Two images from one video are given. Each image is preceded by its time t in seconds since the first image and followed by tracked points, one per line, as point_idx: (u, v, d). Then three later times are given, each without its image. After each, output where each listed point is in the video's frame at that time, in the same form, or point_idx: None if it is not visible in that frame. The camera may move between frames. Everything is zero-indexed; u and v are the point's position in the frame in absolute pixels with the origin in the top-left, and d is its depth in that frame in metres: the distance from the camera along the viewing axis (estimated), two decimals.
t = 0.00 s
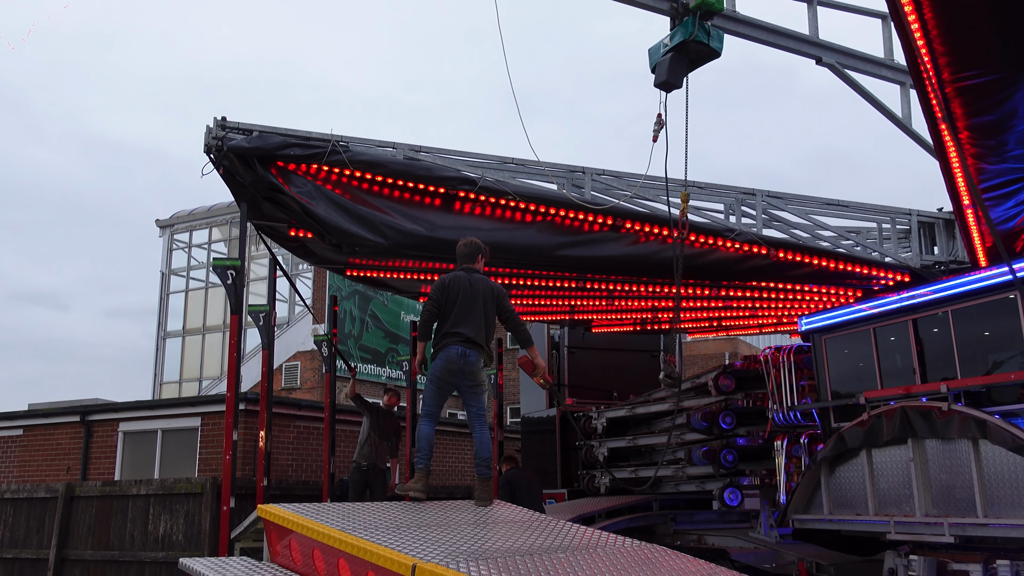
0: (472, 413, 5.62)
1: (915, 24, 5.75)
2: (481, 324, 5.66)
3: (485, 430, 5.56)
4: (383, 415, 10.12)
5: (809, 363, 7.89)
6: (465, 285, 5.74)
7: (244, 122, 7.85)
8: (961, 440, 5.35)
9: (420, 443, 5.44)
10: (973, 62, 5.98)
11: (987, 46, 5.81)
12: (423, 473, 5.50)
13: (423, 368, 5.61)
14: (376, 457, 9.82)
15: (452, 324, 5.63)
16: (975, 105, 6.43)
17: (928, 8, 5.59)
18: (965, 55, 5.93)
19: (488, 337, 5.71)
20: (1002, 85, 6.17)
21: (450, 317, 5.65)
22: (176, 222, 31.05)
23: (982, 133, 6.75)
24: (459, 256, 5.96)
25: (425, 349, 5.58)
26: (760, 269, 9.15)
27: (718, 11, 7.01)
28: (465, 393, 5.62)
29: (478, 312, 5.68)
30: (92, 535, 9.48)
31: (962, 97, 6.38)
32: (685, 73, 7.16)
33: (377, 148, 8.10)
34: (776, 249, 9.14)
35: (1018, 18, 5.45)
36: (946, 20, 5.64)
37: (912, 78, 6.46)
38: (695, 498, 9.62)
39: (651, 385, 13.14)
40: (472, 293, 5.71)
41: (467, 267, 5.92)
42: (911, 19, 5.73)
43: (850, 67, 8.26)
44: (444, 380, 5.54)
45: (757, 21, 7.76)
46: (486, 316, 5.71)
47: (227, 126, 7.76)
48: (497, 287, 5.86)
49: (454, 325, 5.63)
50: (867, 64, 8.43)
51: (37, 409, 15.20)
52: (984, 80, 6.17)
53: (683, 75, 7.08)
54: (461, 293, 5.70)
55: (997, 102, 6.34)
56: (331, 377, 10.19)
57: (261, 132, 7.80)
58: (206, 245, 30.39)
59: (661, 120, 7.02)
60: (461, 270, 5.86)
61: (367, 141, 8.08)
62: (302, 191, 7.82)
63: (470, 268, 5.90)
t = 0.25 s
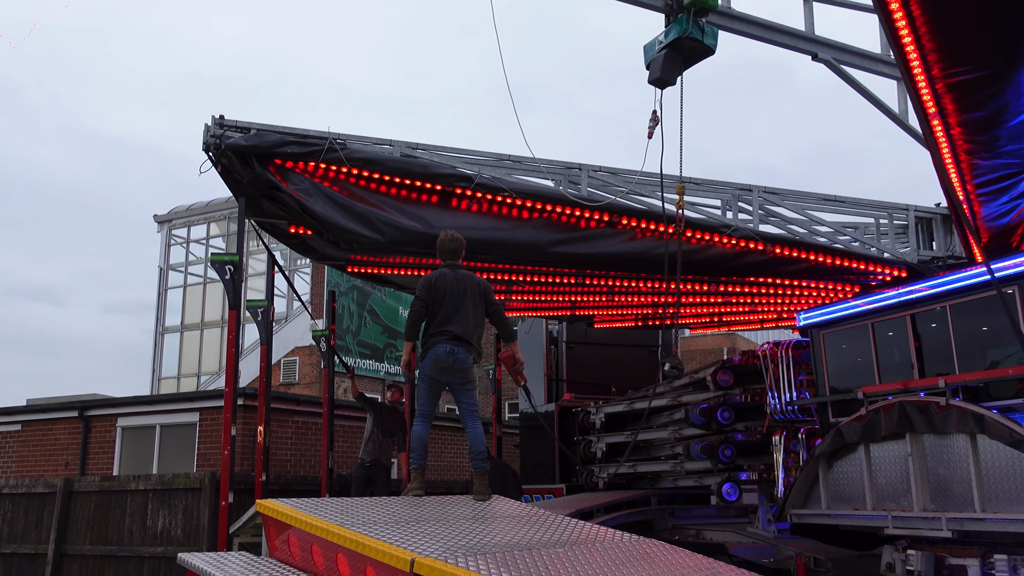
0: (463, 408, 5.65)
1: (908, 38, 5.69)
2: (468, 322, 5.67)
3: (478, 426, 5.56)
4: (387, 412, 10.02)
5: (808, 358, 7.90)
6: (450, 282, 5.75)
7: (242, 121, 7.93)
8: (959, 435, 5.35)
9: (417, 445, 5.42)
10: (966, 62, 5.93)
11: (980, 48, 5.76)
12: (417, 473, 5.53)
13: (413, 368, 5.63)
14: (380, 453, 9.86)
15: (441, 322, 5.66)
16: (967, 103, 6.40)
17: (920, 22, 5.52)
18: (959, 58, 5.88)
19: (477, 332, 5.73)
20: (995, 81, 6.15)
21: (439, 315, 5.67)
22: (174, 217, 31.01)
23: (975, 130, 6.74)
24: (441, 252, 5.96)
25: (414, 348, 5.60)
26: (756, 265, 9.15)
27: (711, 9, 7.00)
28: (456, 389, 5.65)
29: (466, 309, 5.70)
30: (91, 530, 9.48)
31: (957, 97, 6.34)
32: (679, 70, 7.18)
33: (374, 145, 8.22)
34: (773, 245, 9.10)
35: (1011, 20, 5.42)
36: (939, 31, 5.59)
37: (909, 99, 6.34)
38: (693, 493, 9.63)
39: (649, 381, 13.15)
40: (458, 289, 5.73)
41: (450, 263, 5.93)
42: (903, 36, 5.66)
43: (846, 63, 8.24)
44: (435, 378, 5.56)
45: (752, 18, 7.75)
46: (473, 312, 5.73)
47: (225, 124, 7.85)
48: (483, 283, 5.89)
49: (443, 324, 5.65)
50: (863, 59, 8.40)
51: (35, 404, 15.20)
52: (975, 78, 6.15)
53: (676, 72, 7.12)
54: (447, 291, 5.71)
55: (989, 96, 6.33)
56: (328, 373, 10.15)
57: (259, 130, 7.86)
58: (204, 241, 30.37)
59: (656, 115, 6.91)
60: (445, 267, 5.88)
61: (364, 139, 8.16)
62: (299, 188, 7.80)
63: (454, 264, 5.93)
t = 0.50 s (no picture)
0: (449, 403, 5.68)
1: (898, 39, 5.69)
2: (447, 315, 5.66)
3: (466, 416, 5.62)
4: (386, 408, 10.02)
5: (806, 353, 7.85)
6: (427, 276, 5.75)
7: (240, 119, 7.89)
8: (956, 430, 5.36)
9: (411, 442, 5.43)
10: (959, 58, 5.92)
11: (972, 43, 5.75)
12: (414, 468, 5.53)
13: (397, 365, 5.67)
14: (380, 449, 9.87)
15: (420, 317, 5.67)
16: (958, 97, 6.44)
17: (910, 24, 5.52)
18: (951, 55, 5.88)
19: (458, 324, 5.71)
20: (987, 75, 6.16)
21: (417, 311, 5.69)
22: (172, 213, 30.96)
23: (966, 122, 6.79)
24: (418, 247, 5.96)
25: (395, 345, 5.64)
26: (752, 261, 9.16)
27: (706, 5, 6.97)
28: (441, 383, 5.65)
29: (444, 301, 5.69)
30: (89, 526, 9.48)
31: (949, 91, 6.36)
32: (674, 67, 7.18)
33: (370, 143, 8.06)
34: (769, 241, 9.11)
35: (1002, 16, 5.40)
36: (930, 31, 5.59)
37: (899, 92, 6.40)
38: (691, 488, 9.65)
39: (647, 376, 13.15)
40: (433, 283, 5.73)
41: (428, 257, 5.93)
42: (894, 38, 5.67)
43: (842, 59, 8.23)
44: (418, 374, 5.58)
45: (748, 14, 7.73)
46: (451, 304, 5.71)
47: (223, 122, 7.82)
48: (461, 273, 5.86)
49: (422, 319, 5.67)
50: (859, 55, 8.39)
51: (33, 400, 15.20)
52: (966, 74, 6.15)
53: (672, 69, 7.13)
54: (423, 286, 5.72)
55: (980, 89, 6.36)
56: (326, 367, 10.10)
57: (256, 128, 7.82)
58: (202, 236, 30.33)
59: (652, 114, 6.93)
60: (422, 261, 5.88)
61: (361, 137, 8.06)
62: (297, 186, 7.79)
63: (431, 257, 5.91)
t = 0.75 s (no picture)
0: (438, 397, 5.65)
1: (887, 38, 5.69)
2: (435, 311, 5.64)
3: (452, 414, 5.59)
4: (381, 405, 9.98)
5: (804, 349, 7.82)
6: (413, 273, 5.74)
7: (237, 119, 7.94)
8: (955, 425, 5.37)
9: (407, 438, 5.45)
10: (950, 56, 5.90)
11: (963, 43, 5.72)
12: (412, 464, 5.52)
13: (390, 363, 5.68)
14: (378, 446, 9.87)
15: (409, 315, 5.67)
16: (948, 94, 6.42)
17: (899, 24, 5.51)
18: (942, 53, 5.86)
19: (446, 319, 5.68)
20: (978, 74, 6.13)
21: (405, 308, 5.69)
22: (169, 209, 30.90)
23: (958, 118, 6.78)
24: (410, 240, 5.95)
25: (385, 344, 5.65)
26: (748, 257, 9.15)
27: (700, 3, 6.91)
28: (432, 377, 5.65)
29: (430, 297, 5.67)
30: (87, 521, 9.48)
31: (941, 87, 6.35)
32: (669, 64, 7.05)
33: (367, 142, 8.19)
34: (765, 237, 9.13)
35: (994, 17, 5.36)
36: (919, 31, 5.57)
37: (889, 88, 6.41)
38: (689, 484, 9.66)
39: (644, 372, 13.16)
40: (420, 279, 5.71)
41: (419, 251, 5.92)
42: (882, 37, 5.67)
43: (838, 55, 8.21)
44: (409, 370, 5.58)
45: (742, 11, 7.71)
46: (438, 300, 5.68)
47: (220, 122, 7.85)
48: (449, 266, 5.81)
49: (411, 316, 5.66)
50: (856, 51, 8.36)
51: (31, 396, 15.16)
52: (956, 71, 6.11)
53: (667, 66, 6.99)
54: (410, 283, 5.71)
55: (970, 87, 6.34)
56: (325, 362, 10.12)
57: (253, 128, 7.87)
58: (199, 232, 30.29)
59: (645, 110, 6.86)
60: (412, 255, 5.87)
61: (358, 136, 8.14)
62: (294, 185, 7.82)
63: (424, 250, 5.90)
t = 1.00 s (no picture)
0: (435, 394, 5.63)
1: (876, 37, 5.70)
2: (431, 308, 5.64)
3: (448, 411, 5.57)
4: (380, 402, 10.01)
5: (803, 346, 7.82)
6: (407, 271, 5.75)
7: (235, 119, 7.98)
8: (953, 422, 5.37)
9: (405, 434, 5.47)
10: (942, 54, 5.89)
11: (955, 42, 5.71)
12: (411, 461, 5.53)
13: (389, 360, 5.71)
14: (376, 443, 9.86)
15: (405, 312, 5.68)
16: (940, 91, 6.42)
17: (888, 23, 5.52)
18: (933, 51, 5.86)
19: (442, 317, 5.66)
20: (969, 72, 6.13)
21: (402, 306, 5.71)
22: (167, 206, 30.86)
23: (949, 116, 6.79)
24: (409, 236, 5.95)
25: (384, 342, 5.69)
26: (745, 254, 9.14)
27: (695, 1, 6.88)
28: (429, 375, 5.64)
29: (425, 295, 5.67)
30: (86, 519, 9.48)
31: (933, 84, 6.34)
32: (663, 64, 7.04)
33: (364, 142, 8.19)
34: (762, 235, 9.10)
35: (989, 17, 5.34)
36: (909, 30, 5.57)
37: (880, 85, 6.42)
38: (687, 481, 9.66)
39: (643, 368, 13.16)
40: (414, 277, 5.71)
41: (417, 247, 5.93)
42: (871, 36, 5.68)
43: (834, 53, 8.19)
44: (406, 366, 5.60)
45: (737, 9, 7.68)
46: (434, 297, 5.68)
47: (219, 122, 7.89)
48: (446, 263, 5.80)
49: (407, 313, 5.67)
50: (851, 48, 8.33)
51: (29, 393, 15.13)
52: (947, 68, 6.10)
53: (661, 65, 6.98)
54: (405, 282, 5.73)
55: (961, 85, 6.33)
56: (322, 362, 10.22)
57: (252, 128, 7.90)
58: (197, 229, 30.26)
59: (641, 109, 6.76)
60: (411, 251, 5.87)
61: (355, 136, 8.13)
62: (291, 184, 7.87)
63: (422, 246, 5.90)
